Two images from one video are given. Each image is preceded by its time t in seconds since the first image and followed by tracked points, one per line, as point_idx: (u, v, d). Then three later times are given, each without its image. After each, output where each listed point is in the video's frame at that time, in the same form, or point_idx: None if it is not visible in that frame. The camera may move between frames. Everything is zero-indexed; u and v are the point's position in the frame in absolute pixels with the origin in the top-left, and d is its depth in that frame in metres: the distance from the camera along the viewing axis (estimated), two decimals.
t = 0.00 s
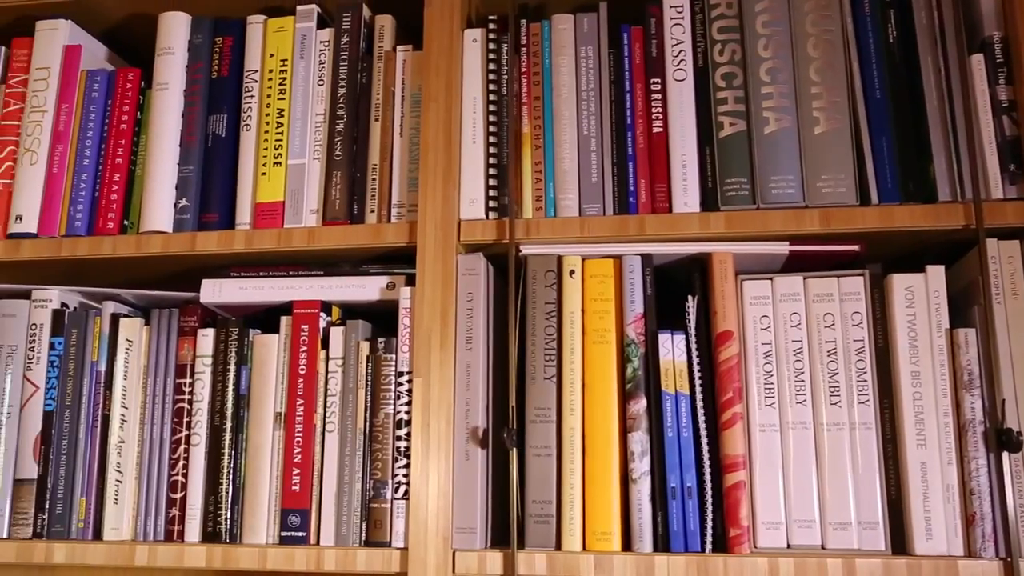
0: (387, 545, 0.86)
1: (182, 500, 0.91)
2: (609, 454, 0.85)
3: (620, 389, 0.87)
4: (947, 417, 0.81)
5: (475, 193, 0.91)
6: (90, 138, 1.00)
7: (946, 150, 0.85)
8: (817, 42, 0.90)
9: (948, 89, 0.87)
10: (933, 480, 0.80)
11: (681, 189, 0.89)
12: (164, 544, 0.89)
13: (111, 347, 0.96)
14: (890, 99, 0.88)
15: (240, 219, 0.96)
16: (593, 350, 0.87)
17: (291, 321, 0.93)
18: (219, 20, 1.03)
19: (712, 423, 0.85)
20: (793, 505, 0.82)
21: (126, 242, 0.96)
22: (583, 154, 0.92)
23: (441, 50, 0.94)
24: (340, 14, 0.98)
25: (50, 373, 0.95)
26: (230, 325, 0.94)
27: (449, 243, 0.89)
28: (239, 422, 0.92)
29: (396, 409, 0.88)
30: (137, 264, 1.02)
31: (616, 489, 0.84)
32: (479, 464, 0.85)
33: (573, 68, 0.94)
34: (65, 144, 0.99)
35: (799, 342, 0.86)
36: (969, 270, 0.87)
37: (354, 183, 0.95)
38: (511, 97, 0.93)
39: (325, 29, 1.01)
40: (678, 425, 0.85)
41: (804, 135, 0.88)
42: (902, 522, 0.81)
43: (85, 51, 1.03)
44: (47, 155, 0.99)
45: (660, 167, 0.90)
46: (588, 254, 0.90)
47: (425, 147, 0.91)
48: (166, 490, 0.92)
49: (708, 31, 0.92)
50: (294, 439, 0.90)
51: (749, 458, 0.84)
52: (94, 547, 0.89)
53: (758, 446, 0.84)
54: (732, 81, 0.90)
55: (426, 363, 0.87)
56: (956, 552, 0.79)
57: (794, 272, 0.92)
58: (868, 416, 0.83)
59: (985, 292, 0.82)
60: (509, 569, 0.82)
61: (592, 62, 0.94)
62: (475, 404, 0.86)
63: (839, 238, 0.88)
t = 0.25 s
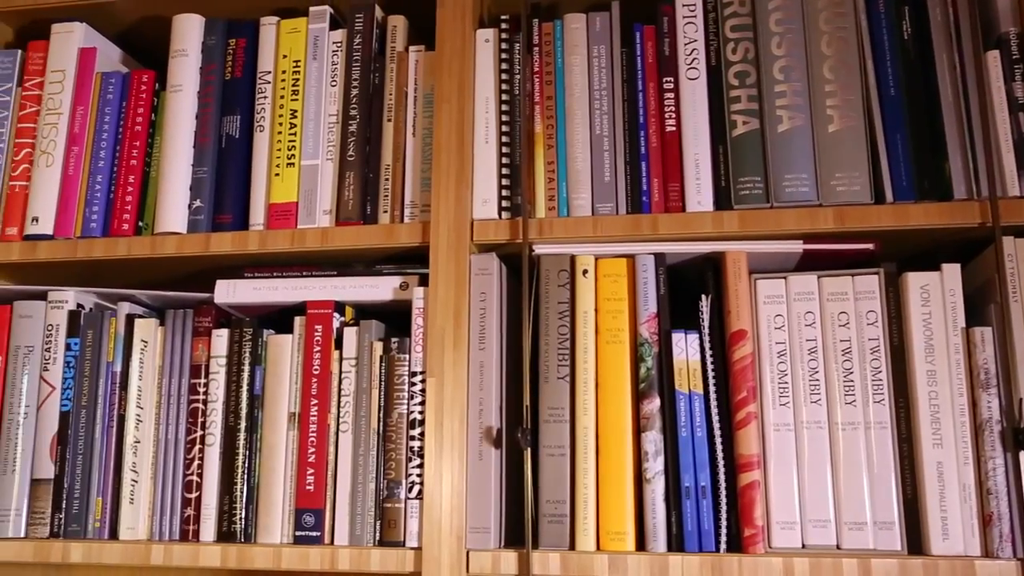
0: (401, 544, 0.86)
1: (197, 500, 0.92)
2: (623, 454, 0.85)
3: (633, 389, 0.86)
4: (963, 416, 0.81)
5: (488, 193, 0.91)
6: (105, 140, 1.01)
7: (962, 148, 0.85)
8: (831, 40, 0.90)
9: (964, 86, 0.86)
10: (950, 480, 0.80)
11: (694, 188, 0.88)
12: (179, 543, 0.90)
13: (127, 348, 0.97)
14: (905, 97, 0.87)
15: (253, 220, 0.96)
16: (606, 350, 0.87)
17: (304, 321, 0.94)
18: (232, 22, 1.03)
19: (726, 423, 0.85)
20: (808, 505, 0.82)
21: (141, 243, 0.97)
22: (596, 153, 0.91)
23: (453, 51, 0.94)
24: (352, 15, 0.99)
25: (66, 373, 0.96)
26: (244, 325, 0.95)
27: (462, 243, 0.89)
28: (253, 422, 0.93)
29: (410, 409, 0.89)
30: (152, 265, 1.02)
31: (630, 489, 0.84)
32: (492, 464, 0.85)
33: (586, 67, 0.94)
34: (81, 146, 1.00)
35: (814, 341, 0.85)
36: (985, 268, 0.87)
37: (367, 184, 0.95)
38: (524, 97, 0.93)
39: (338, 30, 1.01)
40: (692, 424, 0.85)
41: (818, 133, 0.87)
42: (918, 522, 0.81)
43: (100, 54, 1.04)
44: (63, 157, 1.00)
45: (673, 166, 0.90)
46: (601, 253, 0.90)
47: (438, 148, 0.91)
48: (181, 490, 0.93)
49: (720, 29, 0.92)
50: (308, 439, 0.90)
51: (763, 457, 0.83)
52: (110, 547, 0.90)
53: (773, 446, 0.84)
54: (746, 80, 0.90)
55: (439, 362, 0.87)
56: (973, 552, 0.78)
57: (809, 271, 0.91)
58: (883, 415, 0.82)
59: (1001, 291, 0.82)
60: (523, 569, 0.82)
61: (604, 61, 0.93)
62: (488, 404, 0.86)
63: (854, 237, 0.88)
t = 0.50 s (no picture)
0: (415, 544, 0.86)
1: (212, 500, 0.92)
2: (637, 453, 0.84)
3: (647, 388, 0.86)
4: (980, 416, 0.80)
5: (501, 193, 0.91)
6: (120, 142, 1.01)
7: (978, 145, 0.84)
8: (845, 38, 0.89)
9: (979, 82, 0.86)
10: (966, 480, 0.79)
11: (707, 187, 0.88)
12: (195, 543, 0.90)
13: (142, 349, 0.97)
14: (920, 94, 0.87)
15: (267, 221, 0.96)
16: (620, 349, 0.87)
17: (318, 321, 0.94)
18: (245, 23, 1.03)
19: (741, 422, 0.85)
20: (823, 505, 0.81)
21: (156, 244, 0.97)
22: (609, 152, 0.91)
23: (466, 51, 0.94)
24: (365, 16, 0.99)
25: (83, 374, 0.97)
26: (258, 326, 0.95)
27: (475, 243, 0.89)
28: (268, 422, 0.93)
29: (423, 409, 0.89)
30: (167, 266, 1.03)
31: (644, 488, 0.84)
32: (506, 464, 0.85)
33: (598, 66, 0.94)
34: (96, 148, 1.01)
35: (828, 340, 0.85)
36: (1002, 266, 0.86)
37: (380, 184, 0.95)
38: (536, 97, 0.93)
39: (350, 30, 1.01)
40: (706, 424, 0.85)
41: (832, 131, 0.87)
42: (935, 521, 0.80)
43: (115, 56, 1.05)
44: (78, 159, 1.00)
45: (687, 165, 0.90)
46: (614, 253, 0.90)
47: (451, 149, 0.91)
48: (196, 490, 0.93)
49: (734, 28, 0.92)
50: (322, 439, 0.91)
51: (778, 457, 0.83)
52: (126, 547, 0.90)
53: (787, 445, 0.83)
54: (759, 78, 0.90)
55: (453, 363, 0.87)
56: (990, 552, 0.78)
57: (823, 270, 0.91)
58: (899, 415, 0.82)
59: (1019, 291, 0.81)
60: (538, 569, 0.82)
61: (617, 60, 0.93)
62: (502, 404, 0.86)
63: (869, 235, 0.87)
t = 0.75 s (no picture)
0: (429, 543, 0.86)
1: (227, 499, 0.93)
2: (651, 454, 0.84)
3: (661, 388, 0.86)
4: (997, 415, 0.80)
5: (514, 193, 0.91)
6: (135, 144, 1.02)
7: (994, 142, 0.83)
8: (859, 36, 0.89)
9: (996, 78, 0.85)
10: (983, 480, 0.79)
11: (721, 186, 0.88)
12: (210, 542, 0.91)
13: (157, 350, 0.98)
14: (935, 92, 0.86)
15: (281, 221, 0.97)
16: (633, 349, 0.87)
17: (332, 322, 0.94)
18: (259, 25, 1.04)
19: (755, 422, 0.85)
20: (839, 505, 0.81)
21: (171, 245, 0.98)
22: (622, 152, 0.91)
23: (478, 51, 0.94)
24: (377, 17, 0.99)
25: (98, 374, 0.97)
26: (272, 326, 0.95)
27: (488, 243, 0.89)
28: (282, 422, 0.93)
29: (437, 409, 0.89)
30: (181, 267, 1.03)
31: (658, 488, 0.84)
32: (520, 464, 0.85)
33: (611, 66, 0.94)
34: (111, 150, 1.01)
35: (843, 339, 0.85)
36: (1018, 264, 0.85)
37: (393, 184, 0.95)
38: (549, 97, 0.93)
39: (363, 31, 1.01)
40: (721, 424, 0.84)
41: (846, 130, 0.87)
42: (951, 522, 0.80)
43: (129, 59, 1.05)
44: (93, 162, 1.01)
45: (700, 164, 0.89)
46: (627, 252, 0.90)
47: (464, 149, 0.92)
48: (211, 490, 0.94)
49: (747, 26, 0.91)
50: (336, 439, 0.91)
51: (793, 456, 0.83)
52: (143, 546, 0.91)
53: (802, 445, 0.83)
54: (772, 76, 0.89)
55: (467, 363, 0.87)
56: (1008, 552, 0.77)
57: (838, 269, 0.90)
58: (915, 414, 0.81)
59: None
60: (552, 569, 0.82)
61: (629, 59, 0.93)
62: (516, 404, 0.86)
63: (883, 234, 0.87)
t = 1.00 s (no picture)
0: (443, 543, 0.86)
1: (242, 499, 0.93)
2: (665, 454, 0.84)
3: (675, 387, 0.86)
4: (1015, 415, 0.79)
5: (527, 192, 0.91)
6: (150, 146, 1.02)
7: (1011, 138, 0.83)
8: (874, 32, 0.88)
9: (1012, 74, 0.84)
10: (1001, 479, 0.78)
11: (734, 185, 0.88)
12: (225, 542, 0.91)
13: (172, 350, 0.98)
14: (951, 89, 0.86)
15: (295, 222, 0.97)
16: (647, 349, 0.87)
17: (346, 322, 0.94)
18: (273, 27, 1.04)
19: (770, 422, 0.84)
20: (854, 505, 0.81)
21: (185, 246, 0.98)
22: (635, 151, 0.91)
23: (491, 51, 0.94)
24: (389, 17, 0.99)
25: (115, 374, 0.98)
26: (286, 326, 0.96)
27: (501, 242, 0.89)
28: (297, 422, 0.94)
29: (451, 409, 0.89)
30: (196, 267, 1.04)
31: (672, 488, 0.83)
32: (534, 463, 0.85)
33: (624, 65, 0.93)
34: (126, 151, 1.02)
35: (858, 338, 0.84)
36: None
37: (406, 184, 0.96)
38: (561, 96, 0.93)
39: (375, 32, 1.02)
40: (735, 424, 0.84)
41: (861, 127, 0.86)
42: (968, 522, 0.79)
43: (144, 61, 1.06)
44: (109, 163, 1.02)
45: (713, 162, 0.89)
46: (641, 251, 0.90)
47: (477, 148, 0.92)
48: (226, 489, 0.94)
49: (760, 24, 0.91)
50: (350, 439, 0.91)
51: (808, 456, 0.82)
52: (158, 546, 0.91)
53: (817, 445, 0.82)
54: (786, 75, 0.89)
55: (480, 363, 0.87)
56: None
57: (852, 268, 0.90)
58: (931, 413, 0.81)
59: None
60: (567, 569, 0.82)
61: (642, 58, 0.93)
62: (530, 403, 0.86)
63: (898, 233, 0.87)
